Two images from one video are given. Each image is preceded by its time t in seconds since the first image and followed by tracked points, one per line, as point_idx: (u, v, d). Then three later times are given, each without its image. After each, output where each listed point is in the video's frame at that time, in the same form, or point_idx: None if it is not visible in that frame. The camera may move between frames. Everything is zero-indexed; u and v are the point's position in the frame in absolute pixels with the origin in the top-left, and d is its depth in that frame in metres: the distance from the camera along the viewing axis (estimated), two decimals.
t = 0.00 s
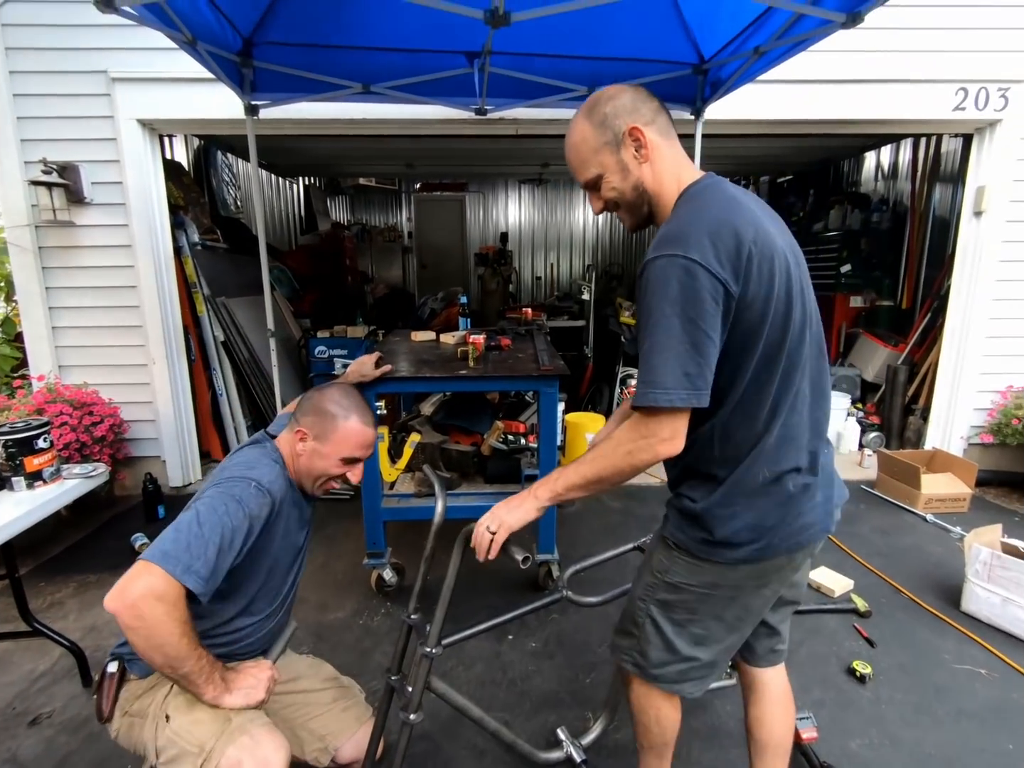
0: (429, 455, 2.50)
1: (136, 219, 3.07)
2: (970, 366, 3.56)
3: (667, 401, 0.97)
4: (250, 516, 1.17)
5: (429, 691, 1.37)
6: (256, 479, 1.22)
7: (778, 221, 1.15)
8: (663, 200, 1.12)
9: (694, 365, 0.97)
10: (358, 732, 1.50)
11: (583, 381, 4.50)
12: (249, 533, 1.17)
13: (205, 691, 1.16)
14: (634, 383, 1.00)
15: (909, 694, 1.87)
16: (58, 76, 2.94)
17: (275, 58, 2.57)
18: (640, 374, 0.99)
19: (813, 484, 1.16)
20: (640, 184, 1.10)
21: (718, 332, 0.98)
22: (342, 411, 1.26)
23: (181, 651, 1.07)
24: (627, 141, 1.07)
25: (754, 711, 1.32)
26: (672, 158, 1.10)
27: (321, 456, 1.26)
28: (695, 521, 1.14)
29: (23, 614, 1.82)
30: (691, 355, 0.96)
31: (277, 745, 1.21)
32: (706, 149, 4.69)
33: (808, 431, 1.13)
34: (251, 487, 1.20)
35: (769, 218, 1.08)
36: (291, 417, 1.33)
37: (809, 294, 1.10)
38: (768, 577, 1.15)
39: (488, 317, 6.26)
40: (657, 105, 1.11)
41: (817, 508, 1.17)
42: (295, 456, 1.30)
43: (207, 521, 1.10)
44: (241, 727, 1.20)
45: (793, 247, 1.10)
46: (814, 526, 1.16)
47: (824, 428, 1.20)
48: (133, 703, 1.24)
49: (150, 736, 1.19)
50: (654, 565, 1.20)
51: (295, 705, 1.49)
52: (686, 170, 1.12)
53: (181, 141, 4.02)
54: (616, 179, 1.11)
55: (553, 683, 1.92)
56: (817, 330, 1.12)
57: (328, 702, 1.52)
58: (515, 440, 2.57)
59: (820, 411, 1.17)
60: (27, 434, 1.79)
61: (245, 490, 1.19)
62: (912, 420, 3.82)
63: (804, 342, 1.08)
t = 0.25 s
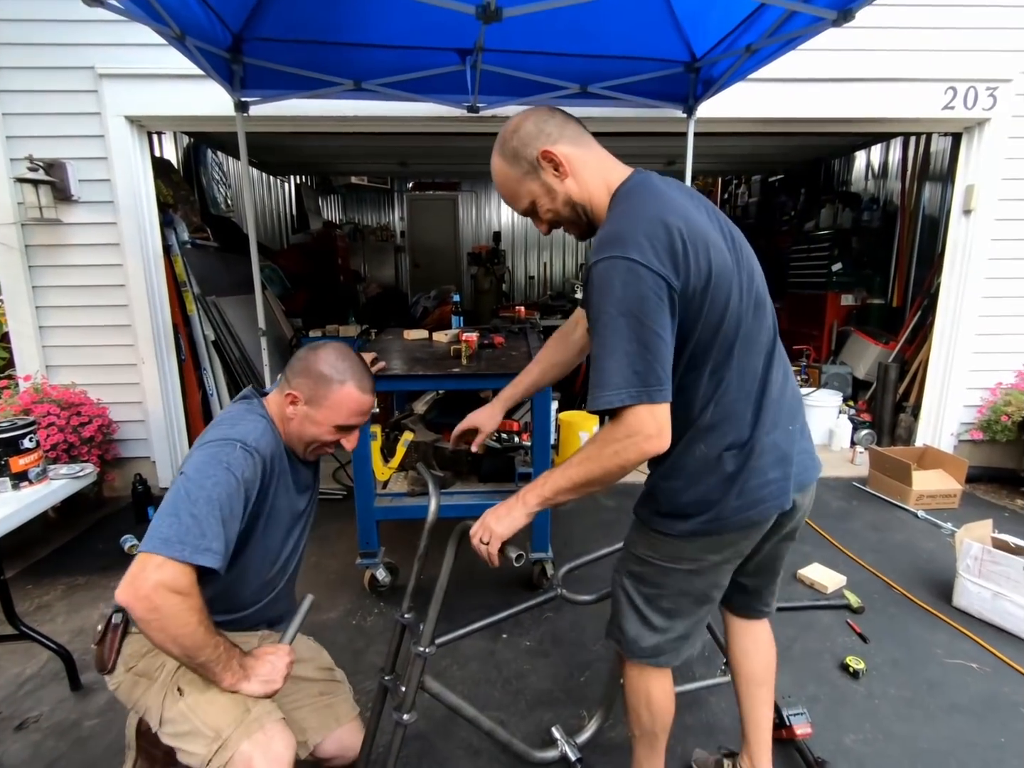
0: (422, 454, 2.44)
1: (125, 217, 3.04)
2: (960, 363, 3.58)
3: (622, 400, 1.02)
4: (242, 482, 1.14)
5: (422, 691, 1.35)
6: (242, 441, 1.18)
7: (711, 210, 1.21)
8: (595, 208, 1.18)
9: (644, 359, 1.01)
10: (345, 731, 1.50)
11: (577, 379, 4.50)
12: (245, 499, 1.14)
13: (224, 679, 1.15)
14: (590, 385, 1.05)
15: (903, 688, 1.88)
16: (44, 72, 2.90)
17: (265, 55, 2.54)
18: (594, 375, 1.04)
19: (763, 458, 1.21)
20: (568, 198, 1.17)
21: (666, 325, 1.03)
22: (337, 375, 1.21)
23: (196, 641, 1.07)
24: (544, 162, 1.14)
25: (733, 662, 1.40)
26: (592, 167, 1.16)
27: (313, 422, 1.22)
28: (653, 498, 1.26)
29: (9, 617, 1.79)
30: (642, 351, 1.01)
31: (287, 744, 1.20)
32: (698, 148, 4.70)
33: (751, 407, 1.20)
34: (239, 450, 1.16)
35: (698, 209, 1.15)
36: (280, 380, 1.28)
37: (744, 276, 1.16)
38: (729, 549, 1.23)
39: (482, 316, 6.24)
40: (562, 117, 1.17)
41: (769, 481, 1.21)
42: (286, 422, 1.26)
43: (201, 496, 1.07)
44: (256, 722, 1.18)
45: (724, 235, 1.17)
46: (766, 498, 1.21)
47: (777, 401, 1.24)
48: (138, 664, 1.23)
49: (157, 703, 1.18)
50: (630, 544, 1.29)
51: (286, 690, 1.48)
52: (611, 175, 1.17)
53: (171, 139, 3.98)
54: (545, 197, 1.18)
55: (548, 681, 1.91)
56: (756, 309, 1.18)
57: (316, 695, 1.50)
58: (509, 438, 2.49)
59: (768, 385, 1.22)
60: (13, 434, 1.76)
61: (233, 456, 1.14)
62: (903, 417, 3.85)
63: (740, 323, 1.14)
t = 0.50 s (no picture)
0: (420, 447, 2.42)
1: (117, 209, 3.01)
2: (955, 355, 3.60)
3: (624, 402, 1.02)
4: (266, 422, 1.14)
5: (419, 684, 1.36)
6: (264, 378, 1.16)
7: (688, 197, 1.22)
8: (571, 192, 1.16)
9: (644, 355, 1.02)
10: (341, 664, 1.52)
11: (573, 372, 4.51)
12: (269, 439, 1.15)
13: (228, 651, 1.14)
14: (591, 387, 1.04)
15: (896, 676, 1.89)
16: (32, 61, 2.86)
17: (257, 44, 2.51)
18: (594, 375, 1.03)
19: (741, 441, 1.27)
20: (542, 183, 1.15)
21: (661, 320, 1.03)
22: (368, 301, 1.20)
23: (220, 597, 1.08)
24: (515, 147, 1.11)
25: (745, 518, 1.72)
26: (564, 150, 1.13)
27: (338, 348, 1.21)
28: (643, 481, 1.30)
29: (4, 612, 1.78)
30: (640, 349, 1.02)
31: (279, 730, 1.22)
32: (694, 139, 4.67)
33: (731, 391, 1.24)
34: (263, 389, 1.15)
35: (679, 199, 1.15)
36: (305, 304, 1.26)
37: (724, 264, 1.18)
38: (709, 522, 1.32)
39: (478, 309, 6.23)
40: (533, 97, 1.13)
41: (750, 458, 1.29)
42: (308, 347, 1.24)
43: (229, 437, 1.07)
44: (251, 714, 1.18)
45: (701, 222, 1.19)
46: (746, 474, 1.29)
47: (757, 383, 1.28)
48: (129, 614, 1.24)
49: (153, 664, 1.20)
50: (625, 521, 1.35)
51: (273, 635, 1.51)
52: (584, 156, 1.15)
53: (162, 129, 3.94)
54: (516, 183, 1.16)
55: (544, 671, 1.92)
56: (735, 294, 1.22)
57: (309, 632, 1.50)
58: (505, 430, 2.51)
59: (750, 368, 1.26)
60: (6, 428, 1.75)
61: (258, 396, 1.13)
62: (898, 409, 3.87)
63: (722, 311, 1.17)
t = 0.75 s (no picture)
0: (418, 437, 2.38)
1: (111, 199, 2.99)
2: (952, 343, 3.60)
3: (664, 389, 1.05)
4: (297, 379, 1.16)
5: (416, 670, 1.37)
6: (295, 336, 1.17)
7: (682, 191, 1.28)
8: (579, 196, 1.16)
9: (680, 345, 1.06)
10: (348, 578, 1.56)
11: (571, 362, 4.50)
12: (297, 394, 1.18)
13: (236, 616, 1.16)
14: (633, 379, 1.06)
15: (890, 662, 1.91)
16: (22, 49, 2.82)
17: (250, 31, 2.48)
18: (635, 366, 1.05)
19: (739, 427, 1.36)
20: (548, 186, 1.14)
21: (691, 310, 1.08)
22: (375, 245, 1.27)
23: (249, 557, 1.11)
24: (521, 147, 1.09)
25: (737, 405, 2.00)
26: (572, 150, 1.13)
27: (346, 289, 1.28)
28: (665, 468, 1.29)
29: (4, 602, 1.79)
30: (678, 340, 1.05)
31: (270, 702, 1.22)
32: (692, 128, 4.65)
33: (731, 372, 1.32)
34: (294, 345, 1.16)
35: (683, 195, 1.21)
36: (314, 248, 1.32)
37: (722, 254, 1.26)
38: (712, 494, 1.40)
39: (476, 300, 6.21)
40: (538, 96, 1.12)
41: (746, 432, 1.39)
42: (315, 287, 1.31)
43: (267, 396, 1.09)
44: (247, 686, 1.18)
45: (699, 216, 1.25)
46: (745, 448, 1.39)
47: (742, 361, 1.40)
48: (118, 576, 1.24)
49: (143, 629, 1.21)
50: (636, 504, 1.33)
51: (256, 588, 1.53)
52: (591, 156, 1.16)
53: (156, 119, 3.90)
54: (522, 187, 1.14)
55: (542, 659, 1.94)
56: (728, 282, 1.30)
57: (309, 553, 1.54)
58: (503, 420, 2.41)
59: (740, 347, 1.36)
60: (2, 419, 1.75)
61: (291, 353, 1.15)
62: (894, 398, 3.89)
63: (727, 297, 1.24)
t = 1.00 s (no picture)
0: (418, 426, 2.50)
1: (106, 188, 2.97)
2: (951, 331, 3.60)
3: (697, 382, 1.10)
4: (288, 329, 1.17)
5: (415, 653, 1.38)
6: (290, 287, 1.18)
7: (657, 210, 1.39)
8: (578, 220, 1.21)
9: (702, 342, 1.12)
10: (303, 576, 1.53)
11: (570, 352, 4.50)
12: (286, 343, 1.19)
13: (219, 557, 1.20)
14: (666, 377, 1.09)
15: (885, 645, 1.93)
16: (14, 36, 2.79)
17: (244, 16, 2.46)
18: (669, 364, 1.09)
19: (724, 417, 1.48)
20: (552, 212, 1.18)
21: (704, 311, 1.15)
22: (369, 215, 1.35)
23: (232, 497, 1.13)
24: (528, 175, 1.12)
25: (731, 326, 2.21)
26: (569, 179, 1.19)
27: (339, 254, 1.33)
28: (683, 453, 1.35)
29: (7, 590, 1.80)
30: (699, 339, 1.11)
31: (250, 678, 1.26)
32: (692, 114, 4.61)
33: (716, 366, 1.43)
34: (288, 294, 1.17)
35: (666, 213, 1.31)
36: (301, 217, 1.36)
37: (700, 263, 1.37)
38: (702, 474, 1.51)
39: (474, 290, 6.19)
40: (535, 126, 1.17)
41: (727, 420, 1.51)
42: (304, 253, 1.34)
43: (261, 341, 1.10)
44: (235, 660, 1.21)
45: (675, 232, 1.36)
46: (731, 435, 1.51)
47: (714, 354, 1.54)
48: (108, 545, 1.19)
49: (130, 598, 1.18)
50: (664, 481, 1.35)
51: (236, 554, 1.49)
52: (586, 184, 1.21)
53: (150, 107, 3.87)
54: (530, 215, 1.17)
55: (541, 644, 1.96)
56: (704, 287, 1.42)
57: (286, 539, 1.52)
58: (501, 409, 2.54)
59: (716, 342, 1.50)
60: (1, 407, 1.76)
61: (284, 301, 1.15)
62: (892, 386, 3.90)
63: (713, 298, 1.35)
